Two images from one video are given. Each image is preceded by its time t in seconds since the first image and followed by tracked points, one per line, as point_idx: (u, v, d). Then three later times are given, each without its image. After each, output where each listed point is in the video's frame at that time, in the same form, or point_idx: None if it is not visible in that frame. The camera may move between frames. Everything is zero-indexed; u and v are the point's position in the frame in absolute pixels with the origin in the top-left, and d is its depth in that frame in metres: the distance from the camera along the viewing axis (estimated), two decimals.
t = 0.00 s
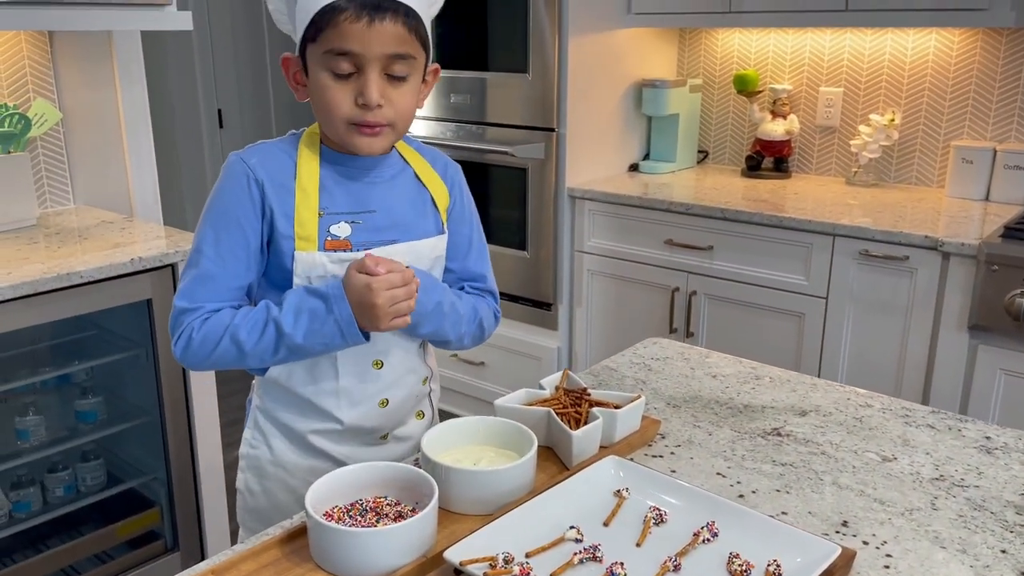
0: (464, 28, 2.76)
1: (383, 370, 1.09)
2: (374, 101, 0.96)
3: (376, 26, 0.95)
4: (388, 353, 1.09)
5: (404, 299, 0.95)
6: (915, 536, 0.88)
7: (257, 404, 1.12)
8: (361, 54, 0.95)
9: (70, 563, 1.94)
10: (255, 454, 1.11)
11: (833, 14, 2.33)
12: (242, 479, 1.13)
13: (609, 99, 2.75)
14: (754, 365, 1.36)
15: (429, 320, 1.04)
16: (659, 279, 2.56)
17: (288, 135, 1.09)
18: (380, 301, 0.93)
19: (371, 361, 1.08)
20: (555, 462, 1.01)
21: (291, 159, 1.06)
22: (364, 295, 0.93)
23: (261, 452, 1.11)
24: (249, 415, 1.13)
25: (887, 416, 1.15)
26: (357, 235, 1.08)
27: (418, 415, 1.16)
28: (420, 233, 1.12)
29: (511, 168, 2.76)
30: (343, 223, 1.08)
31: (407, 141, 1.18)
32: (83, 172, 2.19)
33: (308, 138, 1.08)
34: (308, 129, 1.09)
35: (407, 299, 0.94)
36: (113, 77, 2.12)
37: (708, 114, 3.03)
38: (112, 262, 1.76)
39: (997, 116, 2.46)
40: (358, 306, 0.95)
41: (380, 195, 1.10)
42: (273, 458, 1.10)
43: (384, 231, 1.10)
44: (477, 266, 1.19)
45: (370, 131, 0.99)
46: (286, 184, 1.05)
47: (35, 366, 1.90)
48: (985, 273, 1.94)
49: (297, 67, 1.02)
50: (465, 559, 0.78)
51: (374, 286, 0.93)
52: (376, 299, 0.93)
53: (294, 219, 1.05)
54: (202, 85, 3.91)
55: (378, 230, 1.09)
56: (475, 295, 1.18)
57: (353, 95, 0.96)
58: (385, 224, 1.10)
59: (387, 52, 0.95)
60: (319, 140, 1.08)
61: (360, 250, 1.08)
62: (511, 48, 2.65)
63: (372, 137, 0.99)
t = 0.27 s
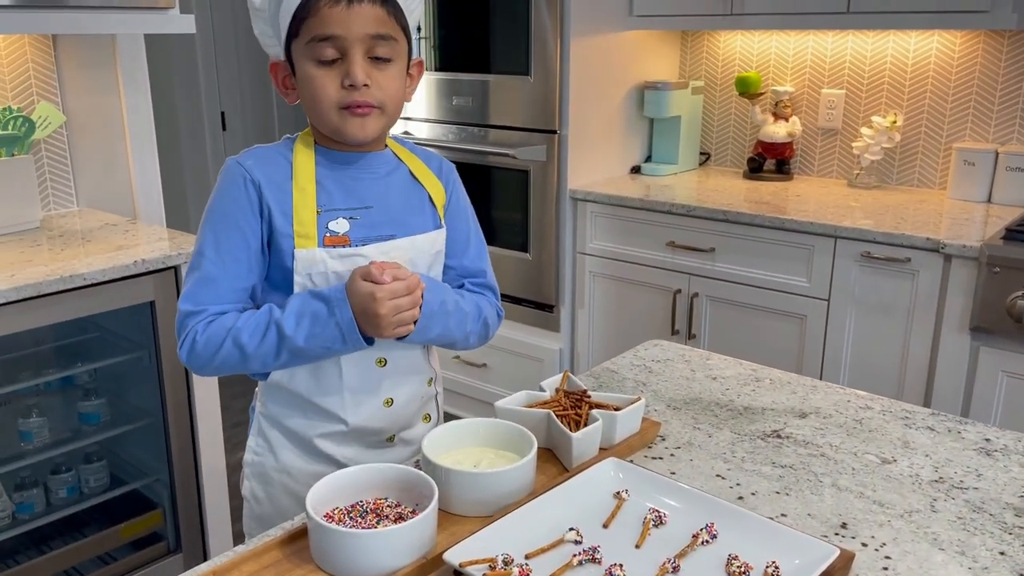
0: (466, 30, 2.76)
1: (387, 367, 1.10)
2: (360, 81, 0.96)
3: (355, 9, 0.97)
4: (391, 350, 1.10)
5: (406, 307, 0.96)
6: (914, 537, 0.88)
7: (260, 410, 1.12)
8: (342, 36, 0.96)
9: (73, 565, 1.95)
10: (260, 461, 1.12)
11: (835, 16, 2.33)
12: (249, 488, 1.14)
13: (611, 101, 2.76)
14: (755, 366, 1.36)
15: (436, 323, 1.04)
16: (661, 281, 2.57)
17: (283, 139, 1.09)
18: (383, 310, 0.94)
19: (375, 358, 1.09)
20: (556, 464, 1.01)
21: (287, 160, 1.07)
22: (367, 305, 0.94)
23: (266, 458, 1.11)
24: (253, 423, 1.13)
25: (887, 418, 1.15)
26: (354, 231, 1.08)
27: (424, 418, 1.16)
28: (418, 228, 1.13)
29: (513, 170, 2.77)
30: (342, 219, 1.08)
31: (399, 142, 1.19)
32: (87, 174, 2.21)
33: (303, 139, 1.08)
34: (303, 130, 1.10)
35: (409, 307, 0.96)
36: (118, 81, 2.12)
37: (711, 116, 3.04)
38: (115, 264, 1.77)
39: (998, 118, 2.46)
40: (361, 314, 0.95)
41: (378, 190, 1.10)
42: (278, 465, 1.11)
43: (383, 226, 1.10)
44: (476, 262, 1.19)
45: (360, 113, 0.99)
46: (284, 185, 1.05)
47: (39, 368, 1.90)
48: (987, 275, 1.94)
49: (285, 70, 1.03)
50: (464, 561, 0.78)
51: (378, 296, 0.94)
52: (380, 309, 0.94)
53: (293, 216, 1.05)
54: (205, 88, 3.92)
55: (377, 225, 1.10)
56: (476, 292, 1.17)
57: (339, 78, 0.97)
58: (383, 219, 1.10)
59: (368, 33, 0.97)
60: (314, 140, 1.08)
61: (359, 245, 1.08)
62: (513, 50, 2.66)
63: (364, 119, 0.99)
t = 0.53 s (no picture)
0: (468, 32, 2.77)
1: (384, 372, 1.10)
2: (368, 80, 0.97)
3: (365, 9, 0.97)
4: (388, 356, 1.10)
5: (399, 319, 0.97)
6: (915, 540, 0.88)
7: (257, 409, 1.12)
8: (351, 36, 0.97)
9: (75, 566, 1.95)
10: (256, 459, 1.12)
11: (837, 18, 2.33)
12: (244, 485, 1.13)
13: (613, 103, 2.76)
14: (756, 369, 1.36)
15: (429, 331, 1.05)
16: (663, 283, 2.57)
17: (286, 140, 1.09)
18: (378, 321, 0.95)
19: (372, 363, 1.09)
20: (557, 466, 1.01)
21: (289, 164, 1.07)
22: (362, 317, 0.95)
23: (262, 457, 1.11)
24: (250, 421, 1.13)
25: (888, 421, 1.15)
26: (354, 238, 1.09)
27: (418, 418, 1.17)
28: (418, 234, 1.13)
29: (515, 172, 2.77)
30: (343, 225, 1.08)
31: (403, 146, 1.19)
32: (90, 176, 2.22)
33: (306, 142, 1.09)
34: (305, 133, 1.10)
35: (403, 320, 0.97)
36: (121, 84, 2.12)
37: (712, 118, 3.04)
38: (118, 266, 1.77)
39: (1000, 120, 2.46)
40: (357, 324, 0.96)
41: (379, 196, 1.10)
42: (274, 463, 1.11)
43: (383, 233, 1.11)
44: (475, 268, 1.20)
45: (367, 113, 0.99)
46: (285, 190, 1.05)
47: (41, 370, 1.91)
48: (989, 277, 1.94)
49: (292, 73, 1.03)
50: (465, 562, 0.78)
51: (373, 307, 0.95)
52: (374, 321, 0.95)
53: (294, 221, 1.05)
54: (208, 89, 3.93)
55: (377, 231, 1.10)
56: (475, 298, 1.17)
57: (347, 77, 0.97)
58: (383, 226, 1.11)
59: (377, 33, 0.98)
60: (316, 143, 1.09)
61: (359, 252, 1.08)
62: (515, 53, 2.66)
63: (370, 119, 0.99)
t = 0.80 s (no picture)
0: (469, 34, 2.77)
1: (382, 374, 1.10)
2: (377, 102, 0.97)
3: (378, 28, 0.97)
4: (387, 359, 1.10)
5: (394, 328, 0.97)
6: (916, 542, 0.88)
7: (256, 408, 1.12)
8: (363, 56, 0.97)
9: (76, 567, 1.95)
10: (255, 458, 1.11)
11: (838, 20, 2.33)
12: (243, 483, 1.13)
13: (614, 104, 2.76)
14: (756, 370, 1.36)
15: (422, 336, 1.05)
16: (664, 284, 2.57)
17: (285, 142, 1.09)
18: (371, 329, 0.95)
19: (371, 365, 1.09)
20: (557, 467, 1.01)
21: (287, 167, 1.07)
22: (356, 323, 0.95)
23: (260, 455, 1.11)
24: (248, 419, 1.13)
25: (889, 423, 1.15)
26: (353, 242, 1.09)
27: (416, 417, 1.17)
28: (416, 238, 1.13)
29: (516, 173, 2.77)
30: (341, 229, 1.08)
31: (403, 147, 1.19)
32: (91, 177, 2.22)
33: (305, 145, 1.09)
34: (305, 135, 1.10)
35: (397, 328, 0.96)
36: (122, 85, 2.13)
37: (714, 119, 3.04)
38: (119, 267, 1.77)
39: (1002, 121, 2.45)
40: (350, 330, 0.96)
41: (377, 199, 1.10)
42: (273, 461, 1.11)
43: (381, 236, 1.11)
44: (474, 270, 1.19)
45: (372, 133, 0.99)
46: (284, 193, 1.05)
47: (42, 371, 1.91)
48: (990, 279, 1.94)
49: (296, 74, 1.03)
50: (464, 564, 0.78)
51: (367, 314, 0.95)
52: (368, 327, 0.95)
53: (292, 225, 1.05)
54: (210, 91, 3.93)
55: (375, 235, 1.10)
56: (472, 300, 1.17)
57: (355, 96, 0.97)
58: (381, 229, 1.10)
59: (389, 54, 0.97)
60: (317, 146, 1.09)
61: (358, 256, 1.09)
62: (516, 54, 2.66)
63: (376, 139, 1.00)
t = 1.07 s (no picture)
0: (470, 35, 2.77)
1: (385, 372, 1.10)
2: (362, 96, 0.97)
3: (359, 23, 0.97)
4: (389, 355, 1.10)
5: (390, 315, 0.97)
6: (916, 544, 0.88)
7: (260, 411, 1.12)
8: (345, 51, 0.97)
9: (77, 568, 1.95)
10: (260, 462, 1.12)
11: (839, 22, 2.33)
12: (249, 488, 1.14)
13: (615, 106, 2.76)
14: (757, 372, 1.36)
15: (423, 326, 1.04)
16: (664, 286, 2.57)
17: (284, 144, 1.10)
18: (369, 314, 0.95)
19: (373, 362, 1.09)
20: (557, 469, 1.01)
21: (287, 166, 1.07)
22: (353, 308, 0.96)
23: (265, 459, 1.12)
24: (252, 423, 1.13)
25: (890, 425, 1.15)
26: (354, 237, 1.08)
27: (421, 420, 1.16)
28: (418, 232, 1.13)
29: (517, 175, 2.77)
30: (341, 225, 1.08)
31: (401, 146, 1.19)
32: (93, 178, 2.23)
33: (305, 145, 1.09)
34: (303, 136, 1.10)
35: (395, 313, 0.97)
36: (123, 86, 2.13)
37: (715, 121, 3.04)
38: (120, 268, 1.78)
39: (1003, 123, 2.45)
40: (349, 316, 0.96)
41: (378, 195, 1.10)
42: (277, 465, 1.11)
43: (382, 232, 1.10)
44: (474, 267, 1.20)
45: (361, 128, 1.00)
46: (284, 191, 1.06)
47: (43, 371, 1.91)
48: (991, 281, 1.94)
49: (286, 77, 1.03)
50: (464, 565, 0.78)
51: (364, 298, 0.95)
52: (366, 312, 0.95)
53: (293, 222, 1.05)
54: (211, 92, 3.93)
55: (376, 231, 1.10)
56: (475, 296, 1.17)
57: (341, 92, 0.97)
58: (382, 224, 1.10)
59: (371, 48, 0.98)
60: (315, 146, 1.09)
61: (359, 251, 1.08)
62: (517, 56, 2.67)
63: (364, 133, 1.00)
